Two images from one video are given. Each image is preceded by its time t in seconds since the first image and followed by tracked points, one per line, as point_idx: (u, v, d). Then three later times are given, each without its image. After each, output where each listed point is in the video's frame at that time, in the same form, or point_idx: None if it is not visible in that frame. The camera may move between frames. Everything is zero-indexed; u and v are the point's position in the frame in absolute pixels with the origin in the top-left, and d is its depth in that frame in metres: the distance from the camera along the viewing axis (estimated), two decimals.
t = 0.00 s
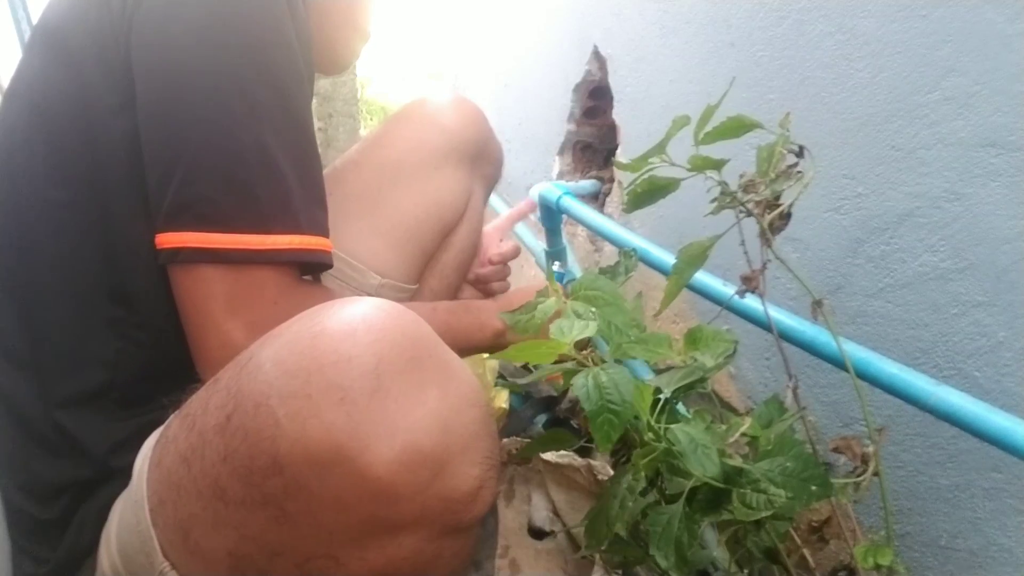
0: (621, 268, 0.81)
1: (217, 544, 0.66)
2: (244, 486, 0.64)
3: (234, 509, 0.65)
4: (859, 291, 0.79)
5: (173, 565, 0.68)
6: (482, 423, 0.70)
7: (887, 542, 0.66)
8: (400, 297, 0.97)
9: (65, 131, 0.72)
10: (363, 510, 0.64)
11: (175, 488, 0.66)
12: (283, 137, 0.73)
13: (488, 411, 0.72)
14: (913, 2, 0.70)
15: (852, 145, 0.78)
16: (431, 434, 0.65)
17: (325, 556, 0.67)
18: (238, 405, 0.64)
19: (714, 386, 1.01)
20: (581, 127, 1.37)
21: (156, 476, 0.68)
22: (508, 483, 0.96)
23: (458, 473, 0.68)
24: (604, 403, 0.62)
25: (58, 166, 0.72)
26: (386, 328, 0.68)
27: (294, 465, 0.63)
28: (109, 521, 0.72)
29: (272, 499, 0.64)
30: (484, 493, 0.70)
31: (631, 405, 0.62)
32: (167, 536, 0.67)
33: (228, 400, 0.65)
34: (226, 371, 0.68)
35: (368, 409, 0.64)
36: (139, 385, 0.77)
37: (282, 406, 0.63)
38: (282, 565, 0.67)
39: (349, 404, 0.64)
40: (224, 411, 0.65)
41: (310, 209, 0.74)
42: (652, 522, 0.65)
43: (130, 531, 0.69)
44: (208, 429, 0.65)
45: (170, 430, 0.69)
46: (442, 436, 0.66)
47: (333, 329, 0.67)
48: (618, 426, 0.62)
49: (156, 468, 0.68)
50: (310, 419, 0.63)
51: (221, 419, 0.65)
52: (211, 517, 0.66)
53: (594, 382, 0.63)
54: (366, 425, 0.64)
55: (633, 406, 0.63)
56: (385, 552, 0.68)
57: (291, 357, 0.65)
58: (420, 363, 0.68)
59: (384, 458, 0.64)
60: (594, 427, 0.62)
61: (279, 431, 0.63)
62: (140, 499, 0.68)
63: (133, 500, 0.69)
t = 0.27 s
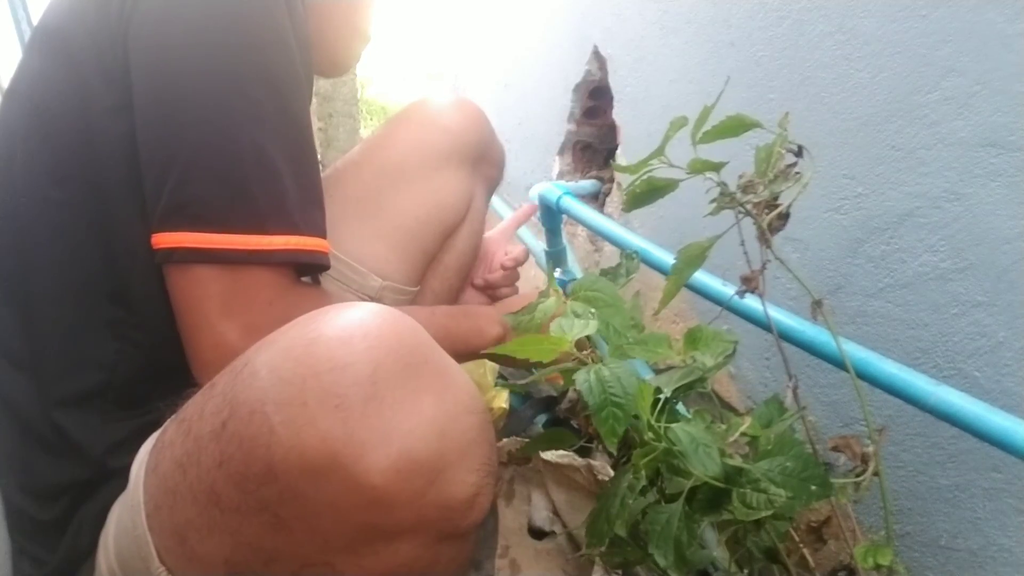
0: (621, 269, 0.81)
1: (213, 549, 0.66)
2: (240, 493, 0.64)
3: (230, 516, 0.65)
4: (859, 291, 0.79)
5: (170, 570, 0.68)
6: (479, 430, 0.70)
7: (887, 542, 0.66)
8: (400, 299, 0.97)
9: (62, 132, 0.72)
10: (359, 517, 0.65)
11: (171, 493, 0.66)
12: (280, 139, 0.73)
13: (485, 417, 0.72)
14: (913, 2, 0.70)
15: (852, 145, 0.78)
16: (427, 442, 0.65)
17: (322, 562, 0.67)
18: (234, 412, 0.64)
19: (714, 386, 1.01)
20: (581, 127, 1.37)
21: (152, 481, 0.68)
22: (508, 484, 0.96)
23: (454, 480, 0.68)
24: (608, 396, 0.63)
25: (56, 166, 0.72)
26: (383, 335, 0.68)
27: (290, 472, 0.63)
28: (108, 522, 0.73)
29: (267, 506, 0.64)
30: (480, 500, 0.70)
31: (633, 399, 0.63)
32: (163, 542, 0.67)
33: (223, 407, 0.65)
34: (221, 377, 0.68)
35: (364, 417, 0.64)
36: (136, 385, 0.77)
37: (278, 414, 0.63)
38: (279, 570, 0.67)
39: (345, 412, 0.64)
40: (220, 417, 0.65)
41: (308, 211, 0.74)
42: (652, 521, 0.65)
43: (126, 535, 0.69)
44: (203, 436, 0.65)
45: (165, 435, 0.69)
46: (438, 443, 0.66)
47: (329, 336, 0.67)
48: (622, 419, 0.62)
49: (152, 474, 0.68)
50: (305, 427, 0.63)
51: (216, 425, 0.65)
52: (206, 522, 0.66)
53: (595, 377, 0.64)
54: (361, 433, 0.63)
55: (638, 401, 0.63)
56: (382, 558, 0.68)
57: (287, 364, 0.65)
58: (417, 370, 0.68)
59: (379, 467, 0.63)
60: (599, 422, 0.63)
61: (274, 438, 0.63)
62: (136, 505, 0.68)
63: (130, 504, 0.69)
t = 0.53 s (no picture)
0: (624, 267, 0.82)
1: (217, 546, 0.67)
2: (244, 489, 0.64)
3: (233, 512, 0.65)
4: (859, 291, 0.79)
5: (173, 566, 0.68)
6: (483, 427, 0.70)
7: (887, 542, 0.66)
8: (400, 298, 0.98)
9: (59, 132, 0.72)
10: (362, 513, 0.65)
11: (174, 490, 0.67)
12: (276, 140, 0.73)
13: (490, 414, 0.72)
14: (913, 2, 0.70)
15: (852, 145, 0.78)
16: (431, 439, 0.65)
17: (325, 558, 0.67)
18: (238, 408, 0.64)
19: (714, 386, 1.01)
20: (581, 127, 1.37)
21: (155, 479, 0.68)
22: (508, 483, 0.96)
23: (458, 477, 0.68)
24: (616, 392, 0.62)
25: (52, 166, 0.72)
26: (387, 332, 0.67)
27: (293, 469, 0.63)
28: (109, 522, 0.73)
29: (271, 502, 0.64)
30: (484, 497, 0.69)
31: (641, 394, 0.62)
32: (167, 537, 0.68)
33: (227, 403, 0.65)
34: (225, 375, 0.67)
35: (367, 414, 0.64)
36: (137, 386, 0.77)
37: (281, 411, 0.63)
38: (282, 566, 0.67)
39: (348, 409, 0.63)
40: (224, 414, 0.65)
41: (304, 212, 0.74)
42: (652, 519, 0.65)
43: (129, 533, 0.69)
44: (208, 432, 0.65)
45: (169, 432, 0.69)
46: (442, 440, 0.66)
47: (333, 333, 0.66)
48: (629, 414, 0.62)
49: (155, 471, 0.68)
50: (309, 424, 0.63)
51: (220, 422, 0.65)
52: (210, 518, 0.66)
53: (602, 370, 0.64)
54: (365, 430, 0.63)
55: (643, 399, 0.63)
56: (385, 554, 0.68)
57: (291, 361, 0.65)
58: (421, 367, 0.67)
59: (383, 464, 0.64)
60: (606, 417, 0.62)
61: (277, 435, 0.63)
62: (138, 503, 0.69)
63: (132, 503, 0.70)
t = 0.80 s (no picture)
0: (623, 268, 0.82)
1: (215, 550, 0.66)
2: (242, 494, 0.64)
3: (231, 517, 0.65)
4: (859, 291, 0.79)
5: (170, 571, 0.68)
6: (482, 432, 0.70)
7: (887, 543, 0.66)
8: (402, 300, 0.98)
9: (57, 132, 0.72)
10: (360, 519, 0.65)
11: (172, 494, 0.66)
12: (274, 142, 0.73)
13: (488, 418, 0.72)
14: (913, 2, 0.70)
15: (852, 145, 0.78)
16: (428, 444, 0.65)
17: (323, 564, 0.67)
18: (236, 413, 0.64)
19: (714, 386, 1.01)
20: (581, 127, 1.37)
21: (153, 482, 0.68)
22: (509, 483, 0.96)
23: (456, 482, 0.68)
24: (604, 399, 0.62)
25: (50, 168, 0.72)
26: (385, 337, 0.67)
27: (291, 474, 0.63)
28: (109, 523, 0.73)
29: (269, 507, 0.64)
30: (482, 503, 0.69)
31: (629, 399, 0.62)
32: (164, 542, 0.67)
33: (225, 408, 0.65)
34: (222, 379, 0.67)
35: (365, 419, 0.64)
36: (137, 385, 0.77)
37: (279, 415, 0.63)
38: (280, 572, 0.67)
39: (346, 414, 0.64)
40: (222, 418, 0.65)
41: (301, 214, 0.74)
42: (651, 522, 0.65)
43: (127, 536, 0.69)
44: (205, 437, 0.65)
45: (167, 436, 0.69)
46: (440, 445, 0.66)
47: (331, 338, 0.66)
48: (619, 421, 0.62)
49: (153, 475, 0.68)
50: (307, 429, 0.63)
51: (218, 426, 0.65)
52: (208, 523, 0.66)
53: (591, 378, 0.63)
54: (363, 435, 0.64)
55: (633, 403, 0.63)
56: (383, 560, 0.68)
57: (289, 366, 0.65)
58: (419, 372, 0.68)
59: (381, 469, 0.64)
60: (595, 425, 0.62)
61: (276, 440, 0.63)
62: (137, 505, 0.68)
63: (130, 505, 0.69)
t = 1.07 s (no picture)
0: (625, 267, 0.82)
1: (218, 549, 0.67)
2: (245, 493, 0.64)
3: (234, 515, 0.65)
4: (859, 291, 0.79)
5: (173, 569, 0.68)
6: (485, 431, 0.70)
7: (887, 542, 0.66)
8: (403, 301, 0.99)
9: (58, 132, 0.72)
10: (363, 518, 0.65)
11: (175, 493, 0.67)
12: (275, 142, 0.73)
13: (491, 418, 0.72)
14: (913, 2, 0.70)
15: (852, 145, 0.78)
16: (432, 444, 0.65)
17: (326, 562, 0.67)
18: (239, 412, 0.64)
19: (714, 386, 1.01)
20: (581, 127, 1.37)
21: (155, 481, 0.68)
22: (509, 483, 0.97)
23: (459, 482, 0.68)
24: (608, 394, 0.63)
25: (51, 171, 0.72)
26: (389, 336, 0.67)
27: (294, 473, 0.63)
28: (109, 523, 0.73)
29: (272, 506, 0.64)
30: (485, 502, 0.69)
31: (633, 396, 0.63)
32: (167, 540, 0.67)
33: (228, 407, 0.65)
34: (225, 378, 0.67)
35: (368, 418, 0.64)
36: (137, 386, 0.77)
37: (283, 415, 0.63)
38: (283, 569, 0.67)
39: (350, 414, 0.64)
40: (225, 418, 0.65)
41: (303, 215, 0.74)
42: (652, 519, 0.65)
43: (129, 535, 0.69)
44: (209, 436, 0.65)
45: (169, 435, 0.69)
46: (443, 444, 0.66)
47: (335, 337, 0.66)
48: (620, 417, 0.62)
49: (156, 474, 0.68)
50: (310, 428, 0.63)
51: (221, 425, 0.65)
52: (211, 522, 0.66)
53: (596, 373, 0.63)
54: (366, 434, 0.63)
55: (643, 397, 0.63)
56: (385, 559, 0.68)
57: (292, 365, 0.65)
58: (423, 371, 0.67)
59: (384, 468, 0.63)
60: (597, 419, 0.63)
61: (279, 439, 0.63)
62: (138, 504, 0.69)
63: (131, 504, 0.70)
